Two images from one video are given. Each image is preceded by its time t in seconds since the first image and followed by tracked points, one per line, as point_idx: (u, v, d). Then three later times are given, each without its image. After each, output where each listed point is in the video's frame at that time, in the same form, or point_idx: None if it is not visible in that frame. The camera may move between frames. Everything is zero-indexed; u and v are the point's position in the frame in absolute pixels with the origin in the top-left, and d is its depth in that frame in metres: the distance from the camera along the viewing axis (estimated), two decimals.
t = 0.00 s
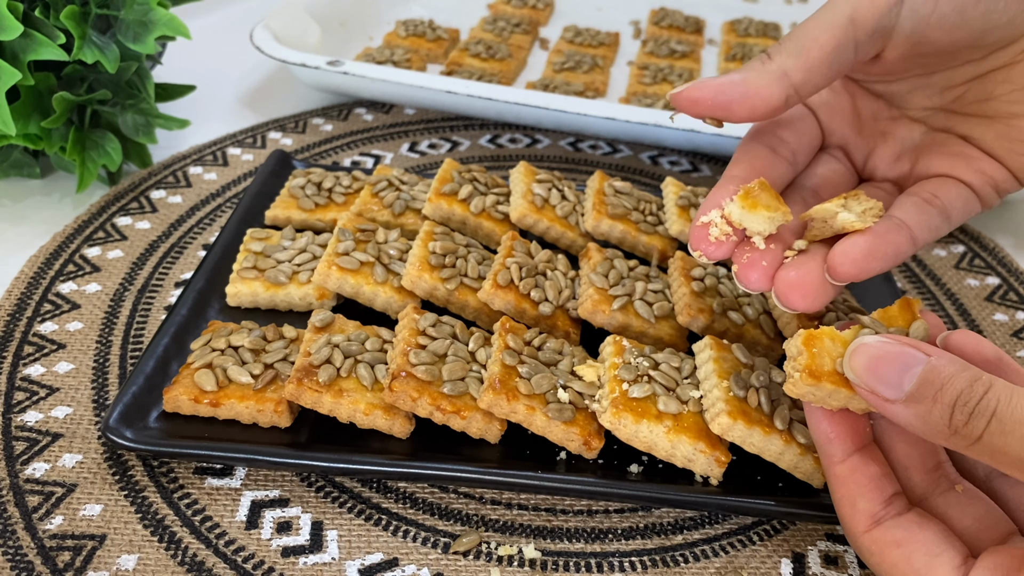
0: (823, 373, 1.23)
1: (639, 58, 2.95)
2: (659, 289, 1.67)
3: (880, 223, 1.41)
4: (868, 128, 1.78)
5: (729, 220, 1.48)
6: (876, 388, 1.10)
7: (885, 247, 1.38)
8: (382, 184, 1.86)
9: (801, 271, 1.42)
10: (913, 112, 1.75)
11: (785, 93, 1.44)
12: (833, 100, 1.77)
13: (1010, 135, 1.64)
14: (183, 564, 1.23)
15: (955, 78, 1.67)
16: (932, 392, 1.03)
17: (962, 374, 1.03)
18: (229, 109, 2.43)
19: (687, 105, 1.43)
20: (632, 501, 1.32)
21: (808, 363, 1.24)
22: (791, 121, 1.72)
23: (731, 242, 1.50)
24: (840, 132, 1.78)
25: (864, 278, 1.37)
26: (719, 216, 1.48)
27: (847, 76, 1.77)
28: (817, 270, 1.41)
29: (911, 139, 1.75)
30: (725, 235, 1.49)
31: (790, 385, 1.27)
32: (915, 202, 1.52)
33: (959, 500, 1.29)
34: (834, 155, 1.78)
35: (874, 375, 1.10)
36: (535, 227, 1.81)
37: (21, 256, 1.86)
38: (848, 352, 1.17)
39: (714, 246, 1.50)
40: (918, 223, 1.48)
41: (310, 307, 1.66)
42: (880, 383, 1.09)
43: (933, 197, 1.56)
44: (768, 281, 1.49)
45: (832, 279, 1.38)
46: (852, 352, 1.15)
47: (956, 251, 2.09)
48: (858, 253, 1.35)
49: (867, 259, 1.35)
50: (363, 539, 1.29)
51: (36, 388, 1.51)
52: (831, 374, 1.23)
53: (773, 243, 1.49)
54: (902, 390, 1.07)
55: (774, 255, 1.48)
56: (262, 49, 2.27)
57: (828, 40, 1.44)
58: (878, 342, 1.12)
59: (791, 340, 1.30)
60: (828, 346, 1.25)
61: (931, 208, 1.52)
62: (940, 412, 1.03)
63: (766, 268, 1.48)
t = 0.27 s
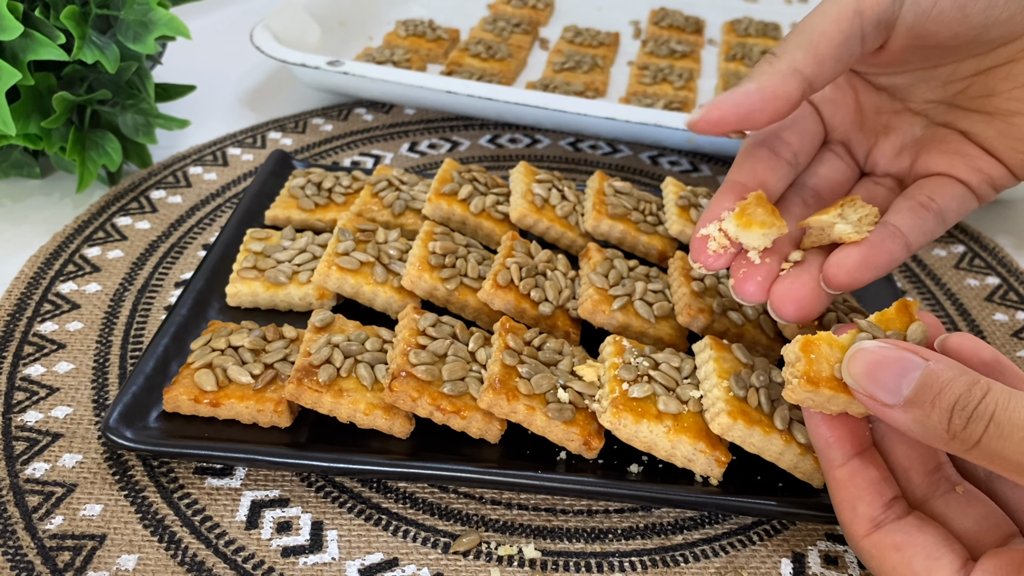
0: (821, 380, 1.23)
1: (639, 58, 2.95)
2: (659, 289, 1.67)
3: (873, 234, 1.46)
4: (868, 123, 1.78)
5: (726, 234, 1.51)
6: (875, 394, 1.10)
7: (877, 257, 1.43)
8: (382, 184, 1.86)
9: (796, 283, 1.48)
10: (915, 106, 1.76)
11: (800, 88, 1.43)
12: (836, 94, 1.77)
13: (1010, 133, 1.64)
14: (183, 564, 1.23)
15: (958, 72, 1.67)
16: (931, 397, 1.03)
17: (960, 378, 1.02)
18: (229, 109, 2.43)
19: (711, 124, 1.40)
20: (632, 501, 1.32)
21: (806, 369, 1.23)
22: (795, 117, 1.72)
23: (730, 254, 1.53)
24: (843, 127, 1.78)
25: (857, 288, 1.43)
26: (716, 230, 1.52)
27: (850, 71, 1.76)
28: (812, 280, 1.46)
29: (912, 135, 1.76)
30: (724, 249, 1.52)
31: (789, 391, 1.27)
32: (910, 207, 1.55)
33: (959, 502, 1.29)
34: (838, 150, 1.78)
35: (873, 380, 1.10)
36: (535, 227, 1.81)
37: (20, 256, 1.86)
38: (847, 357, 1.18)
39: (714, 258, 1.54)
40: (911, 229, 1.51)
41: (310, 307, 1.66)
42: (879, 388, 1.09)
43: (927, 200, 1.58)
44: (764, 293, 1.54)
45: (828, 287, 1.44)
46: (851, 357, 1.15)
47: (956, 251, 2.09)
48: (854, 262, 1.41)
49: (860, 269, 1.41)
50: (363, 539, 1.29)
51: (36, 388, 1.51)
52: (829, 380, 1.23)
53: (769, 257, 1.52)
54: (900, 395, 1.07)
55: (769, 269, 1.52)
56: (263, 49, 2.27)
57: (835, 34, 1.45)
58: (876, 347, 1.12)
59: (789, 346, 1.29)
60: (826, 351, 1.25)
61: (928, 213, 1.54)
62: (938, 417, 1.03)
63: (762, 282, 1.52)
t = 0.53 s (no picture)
0: (822, 378, 1.23)
1: (639, 58, 2.95)
2: (659, 289, 1.67)
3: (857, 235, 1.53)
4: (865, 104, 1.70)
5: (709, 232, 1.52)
6: (877, 391, 1.10)
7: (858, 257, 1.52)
8: (382, 184, 1.86)
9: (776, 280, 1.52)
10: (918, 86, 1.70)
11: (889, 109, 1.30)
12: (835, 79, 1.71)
13: (1010, 121, 1.63)
14: (183, 564, 1.23)
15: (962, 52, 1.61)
16: (931, 396, 1.03)
17: (961, 377, 1.02)
18: (230, 109, 2.43)
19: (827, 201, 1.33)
20: (632, 501, 1.32)
21: (806, 368, 1.23)
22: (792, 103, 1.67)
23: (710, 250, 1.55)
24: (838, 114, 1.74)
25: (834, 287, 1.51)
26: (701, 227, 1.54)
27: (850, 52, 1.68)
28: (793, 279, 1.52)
29: (911, 118, 1.71)
30: (706, 244, 1.54)
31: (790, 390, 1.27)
32: (896, 208, 1.62)
33: (960, 501, 1.28)
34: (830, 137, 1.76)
35: (874, 378, 1.10)
36: (535, 227, 1.81)
37: (21, 256, 1.86)
38: (848, 355, 1.18)
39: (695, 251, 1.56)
40: (895, 229, 1.60)
41: (310, 307, 1.66)
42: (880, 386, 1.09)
43: (914, 197, 1.65)
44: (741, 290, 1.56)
45: (805, 287, 1.51)
46: (853, 355, 1.15)
47: (956, 251, 2.09)
48: (831, 265, 1.48)
49: (839, 271, 1.49)
50: (363, 539, 1.29)
51: (36, 388, 1.51)
52: (829, 379, 1.23)
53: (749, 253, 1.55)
54: (901, 393, 1.07)
55: (748, 266, 1.54)
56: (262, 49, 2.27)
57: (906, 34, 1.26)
58: (878, 345, 1.12)
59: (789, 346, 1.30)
60: (826, 350, 1.25)
61: (912, 212, 1.63)
62: (939, 416, 1.03)
63: (741, 278, 1.54)
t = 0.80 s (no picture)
0: (822, 381, 1.23)
1: (639, 58, 2.95)
2: (659, 289, 1.67)
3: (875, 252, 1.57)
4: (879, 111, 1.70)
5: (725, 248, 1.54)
6: (877, 393, 1.10)
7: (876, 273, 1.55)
8: (382, 184, 1.86)
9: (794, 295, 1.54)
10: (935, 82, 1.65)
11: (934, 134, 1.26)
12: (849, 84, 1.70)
13: None
14: (183, 564, 1.23)
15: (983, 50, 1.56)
16: (932, 397, 1.03)
17: (961, 377, 1.02)
18: (230, 109, 2.43)
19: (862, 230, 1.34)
20: (632, 501, 1.32)
21: (807, 371, 1.24)
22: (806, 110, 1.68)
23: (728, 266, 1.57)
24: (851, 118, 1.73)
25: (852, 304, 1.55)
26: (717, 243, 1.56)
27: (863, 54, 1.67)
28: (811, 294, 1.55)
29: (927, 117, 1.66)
30: (722, 259, 1.56)
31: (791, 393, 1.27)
32: (914, 222, 1.66)
33: (962, 501, 1.28)
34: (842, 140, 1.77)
35: (874, 380, 1.10)
36: (535, 227, 1.81)
37: (20, 256, 1.86)
38: (850, 357, 1.18)
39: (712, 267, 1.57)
40: (912, 244, 1.65)
41: (310, 307, 1.66)
42: (881, 387, 1.09)
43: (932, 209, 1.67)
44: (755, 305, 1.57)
45: (822, 301, 1.55)
46: (854, 357, 1.15)
47: (956, 251, 2.09)
48: (850, 283, 1.52)
49: (857, 289, 1.53)
50: (363, 539, 1.29)
51: (36, 388, 1.51)
52: (830, 382, 1.23)
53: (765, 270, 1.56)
54: (902, 395, 1.07)
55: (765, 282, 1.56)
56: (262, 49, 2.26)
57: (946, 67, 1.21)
58: (879, 347, 1.12)
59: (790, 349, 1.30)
60: (826, 353, 1.26)
61: (930, 224, 1.67)
62: (940, 417, 1.03)
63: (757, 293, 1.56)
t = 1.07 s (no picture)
0: (819, 386, 1.23)
1: (639, 58, 2.94)
2: (659, 289, 1.67)
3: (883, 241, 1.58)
4: (885, 99, 1.74)
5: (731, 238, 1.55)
6: (877, 396, 1.10)
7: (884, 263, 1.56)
8: (382, 184, 1.85)
9: (798, 284, 1.55)
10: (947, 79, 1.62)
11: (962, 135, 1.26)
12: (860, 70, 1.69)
13: None
14: (183, 564, 1.23)
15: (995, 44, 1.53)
16: (932, 400, 1.03)
17: (961, 380, 1.02)
18: (230, 109, 2.43)
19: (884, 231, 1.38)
20: (632, 500, 1.32)
21: (804, 376, 1.24)
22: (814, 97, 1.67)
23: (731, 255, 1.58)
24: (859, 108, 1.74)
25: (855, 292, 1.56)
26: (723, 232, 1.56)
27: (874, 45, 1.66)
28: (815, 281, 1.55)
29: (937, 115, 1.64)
30: (727, 249, 1.57)
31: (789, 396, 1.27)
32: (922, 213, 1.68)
33: (961, 501, 1.28)
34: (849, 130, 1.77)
35: (874, 383, 1.10)
36: (535, 227, 1.81)
37: (20, 256, 1.86)
38: (848, 361, 1.17)
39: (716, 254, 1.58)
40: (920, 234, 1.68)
41: (310, 307, 1.66)
42: (880, 390, 1.09)
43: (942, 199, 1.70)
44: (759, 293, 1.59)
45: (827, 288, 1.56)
46: (853, 360, 1.15)
47: (956, 251, 2.09)
48: (856, 270, 1.52)
49: (862, 278, 1.54)
50: (363, 539, 1.29)
51: (36, 388, 1.51)
52: (827, 387, 1.23)
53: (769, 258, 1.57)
54: (902, 398, 1.06)
55: (769, 271, 1.57)
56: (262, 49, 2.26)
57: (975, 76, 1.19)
58: (878, 350, 1.12)
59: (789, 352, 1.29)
60: (824, 357, 1.25)
61: (938, 214, 1.70)
62: (940, 420, 1.03)
63: (761, 282, 1.57)
